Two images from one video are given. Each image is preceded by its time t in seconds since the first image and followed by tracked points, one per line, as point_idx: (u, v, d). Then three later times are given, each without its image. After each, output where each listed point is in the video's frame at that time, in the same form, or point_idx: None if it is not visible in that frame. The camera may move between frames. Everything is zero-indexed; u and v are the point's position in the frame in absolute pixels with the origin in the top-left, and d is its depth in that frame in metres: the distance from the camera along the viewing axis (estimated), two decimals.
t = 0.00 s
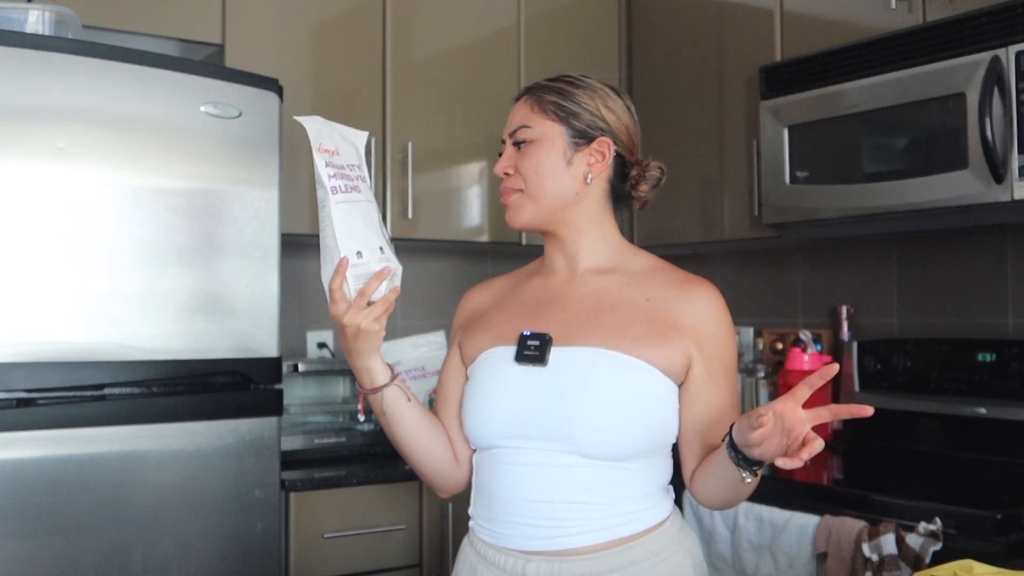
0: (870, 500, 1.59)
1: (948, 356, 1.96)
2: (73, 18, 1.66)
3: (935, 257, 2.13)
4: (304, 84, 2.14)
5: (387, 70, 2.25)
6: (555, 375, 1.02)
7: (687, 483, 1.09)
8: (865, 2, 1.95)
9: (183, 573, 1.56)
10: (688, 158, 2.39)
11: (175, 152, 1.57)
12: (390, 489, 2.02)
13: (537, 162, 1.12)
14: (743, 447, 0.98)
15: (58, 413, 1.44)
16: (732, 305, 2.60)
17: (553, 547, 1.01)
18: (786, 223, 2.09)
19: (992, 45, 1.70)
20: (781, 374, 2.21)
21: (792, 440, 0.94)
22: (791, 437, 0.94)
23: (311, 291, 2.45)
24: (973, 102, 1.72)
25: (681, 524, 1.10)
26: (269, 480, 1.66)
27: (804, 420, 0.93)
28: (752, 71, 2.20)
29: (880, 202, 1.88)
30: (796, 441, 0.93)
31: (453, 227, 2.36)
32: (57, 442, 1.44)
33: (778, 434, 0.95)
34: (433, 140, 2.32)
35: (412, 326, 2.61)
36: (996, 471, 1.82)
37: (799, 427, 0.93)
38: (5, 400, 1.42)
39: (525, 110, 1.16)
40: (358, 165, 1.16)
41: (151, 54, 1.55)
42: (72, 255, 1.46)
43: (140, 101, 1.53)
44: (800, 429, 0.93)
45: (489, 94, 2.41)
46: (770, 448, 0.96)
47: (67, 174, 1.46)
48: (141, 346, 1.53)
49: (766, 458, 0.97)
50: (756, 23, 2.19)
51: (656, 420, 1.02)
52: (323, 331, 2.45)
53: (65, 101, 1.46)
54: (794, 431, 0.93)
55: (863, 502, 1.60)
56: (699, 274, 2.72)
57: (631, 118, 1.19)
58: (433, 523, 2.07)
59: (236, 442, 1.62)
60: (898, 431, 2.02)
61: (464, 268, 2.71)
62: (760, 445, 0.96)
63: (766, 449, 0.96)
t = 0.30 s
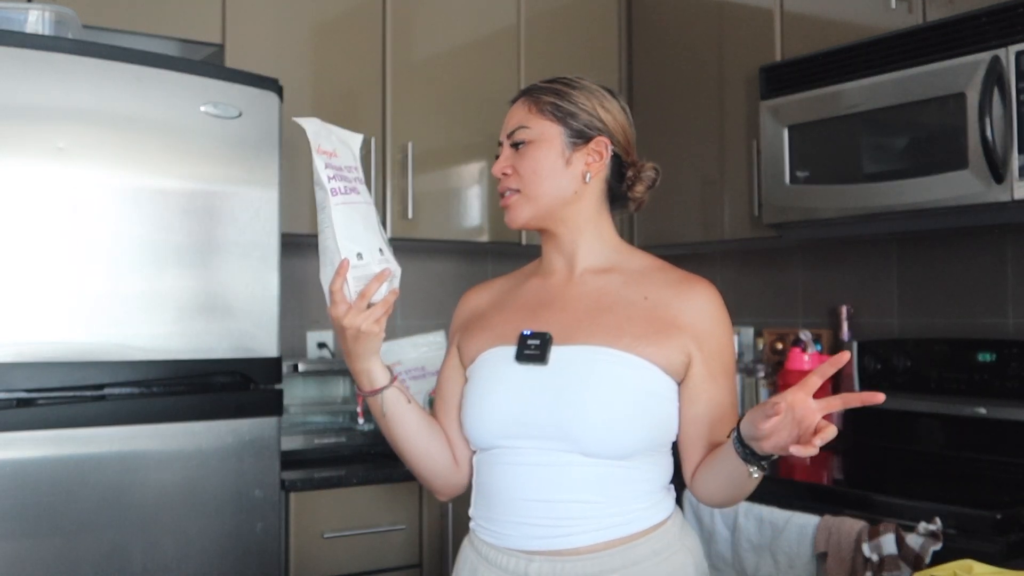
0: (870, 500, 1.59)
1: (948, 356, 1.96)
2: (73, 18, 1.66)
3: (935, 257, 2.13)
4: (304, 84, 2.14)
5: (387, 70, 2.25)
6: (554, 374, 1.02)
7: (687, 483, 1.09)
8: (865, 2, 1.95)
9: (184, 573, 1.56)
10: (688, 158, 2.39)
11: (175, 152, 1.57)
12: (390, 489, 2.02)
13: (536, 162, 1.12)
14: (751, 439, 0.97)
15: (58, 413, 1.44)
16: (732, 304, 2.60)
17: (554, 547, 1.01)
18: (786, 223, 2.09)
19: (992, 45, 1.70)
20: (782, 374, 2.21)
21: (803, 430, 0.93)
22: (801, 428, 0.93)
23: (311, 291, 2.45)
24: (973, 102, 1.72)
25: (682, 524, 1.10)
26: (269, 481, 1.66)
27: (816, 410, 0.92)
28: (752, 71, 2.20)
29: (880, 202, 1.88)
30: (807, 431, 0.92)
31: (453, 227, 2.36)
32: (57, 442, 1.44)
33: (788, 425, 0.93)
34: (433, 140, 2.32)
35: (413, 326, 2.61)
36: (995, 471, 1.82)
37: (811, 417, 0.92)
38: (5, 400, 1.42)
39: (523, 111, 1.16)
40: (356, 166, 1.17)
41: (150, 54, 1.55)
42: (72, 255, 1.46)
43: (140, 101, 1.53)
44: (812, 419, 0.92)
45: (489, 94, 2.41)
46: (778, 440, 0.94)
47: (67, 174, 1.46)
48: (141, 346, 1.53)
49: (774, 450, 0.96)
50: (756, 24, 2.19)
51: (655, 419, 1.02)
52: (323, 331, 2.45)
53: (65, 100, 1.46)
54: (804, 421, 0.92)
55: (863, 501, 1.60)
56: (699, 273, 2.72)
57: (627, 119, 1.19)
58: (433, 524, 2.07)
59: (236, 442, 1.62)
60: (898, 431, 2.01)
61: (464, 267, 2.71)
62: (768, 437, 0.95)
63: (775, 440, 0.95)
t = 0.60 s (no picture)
0: (870, 500, 1.59)
1: (948, 356, 1.96)
2: (73, 18, 1.66)
3: (934, 257, 2.13)
4: (304, 84, 2.14)
5: (387, 71, 2.25)
6: (551, 375, 1.02)
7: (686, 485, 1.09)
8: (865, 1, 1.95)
9: (183, 573, 1.56)
10: (688, 159, 2.39)
11: (175, 153, 1.57)
12: (390, 489, 2.02)
13: (546, 161, 1.11)
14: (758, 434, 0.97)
15: (58, 413, 1.44)
16: (732, 304, 2.60)
17: (552, 549, 1.01)
18: (786, 223, 2.09)
19: (992, 45, 1.70)
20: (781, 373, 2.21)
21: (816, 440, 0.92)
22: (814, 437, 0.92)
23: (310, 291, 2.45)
24: (973, 102, 1.72)
25: (681, 525, 1.10)
26: (269, 481, 1.66)
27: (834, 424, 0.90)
28: (753, 71, 2.20)
29: (880, 202, 1.88)
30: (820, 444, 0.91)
31: (453, 227, 2.36)
32: (57, 443, 1.44)
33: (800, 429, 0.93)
34: (433, 140, 2.32)
35: (413, 326, 2.61)
36: (995, 471, 1.82)
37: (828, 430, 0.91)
38: (5, 400, 1.42)
39: (530, 107, 1.14)
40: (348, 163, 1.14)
41: (150, 54, 1.55)
42: (72, 255, 1.47)
43: (140, 101, 1.53)
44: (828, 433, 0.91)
45: (489, 94, 2.41)
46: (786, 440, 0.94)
47: (66, 174, 1.46)
48: (141, 346, 1.53)
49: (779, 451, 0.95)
50: (756, 24, 2.19)
51: (652, 419, 1.02)
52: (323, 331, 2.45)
53: (65, 101, 1.46)
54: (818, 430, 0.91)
55: (863, 501, 1.61)
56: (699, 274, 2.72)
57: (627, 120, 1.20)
58: (432, 524, 2.07)
59: (236, 442, 1.62)
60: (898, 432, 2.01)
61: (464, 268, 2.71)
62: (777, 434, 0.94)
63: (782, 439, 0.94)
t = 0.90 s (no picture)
0: (870, 501, 1.59)
1: (948, 356, 1.96)
2: (73, 18, 1.66)
3: (934, 257, 2.13)
4: (303, 84, 2.14)
5: (387, 70, 2.25)
6: (549, 375, 1.02)
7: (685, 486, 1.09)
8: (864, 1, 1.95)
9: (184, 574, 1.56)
10: (688, 158, 2.39)
11: (175, 153, 1.57)
12: (390, 489, 2.02)
13: (592, 173, 1.10)
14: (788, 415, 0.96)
15: (58, 414, 1.44)
16: (732, 304, 2.60)
17: (552, 549, 1.01)
18: (787, 223, 2.09)
19: (992, 45, 1.70)
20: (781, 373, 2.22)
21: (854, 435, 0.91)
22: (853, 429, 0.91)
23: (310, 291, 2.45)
24: (973, 102, 1.72)
25: (681, 526, 1.10)
26: (269, 481, 1.66)
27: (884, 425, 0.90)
28: (753, 71, 2.21)
29: (880, 202, 1.88)
30: (858, 439, 0.90)
31: (453, 228, 2.36)
32: (57, 442, 1.44)
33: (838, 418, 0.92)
34: (433, 140, 2.32)
35: (413, 325, 2.61)
36: (995, 470, 1.82)
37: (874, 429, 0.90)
38: (6, 400, 1.42)
39: (575, 110, 1.12)
40: (319, 157, 1.12)
41: (150, 54, 1.55)
42: (72, 255, 1.47)
43: (140, 101, 1.53)
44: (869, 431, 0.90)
45: (489, 94, 2.41)
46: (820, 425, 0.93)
47: (67, 174, 1.46)
48: (142, 346, 1.53)
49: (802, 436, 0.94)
50: (756, 24, 2.19)
51: (651, 419, 1.02)
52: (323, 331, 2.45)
53: (66, 101, 1.46)
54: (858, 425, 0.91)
55: (863, 501, 1.61)
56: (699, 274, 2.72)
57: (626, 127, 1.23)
58: (433, 524, 2.07)
59: (236, 442, 1.62)
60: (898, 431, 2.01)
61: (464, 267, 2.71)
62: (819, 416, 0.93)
63: (814, 422, 0.94)
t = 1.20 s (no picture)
0: (870, 501, 1.59)
1: (948, 356, 1.96)
2: (73, 18, 1.66)
3: (934, 257, 2.13)
4: (304, 84, 2.14)
5: (387, 70, 2.25)
6: (550, 374, 1.02)
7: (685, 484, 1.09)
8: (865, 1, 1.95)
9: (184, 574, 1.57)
10: (688, 158, 2.39)
11: (175, 152, 1.57)
12: (390, 489, 2.02)
13: (595, 168, 1.11)
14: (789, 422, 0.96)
15: (58, 414, 1.44)
16: (732, 304, 2.60)
17: (553, 550, 1.01)
18: (787, 223, 2.09)
19: (992, 45, 1.70)
20: (781, 373, 2.22)
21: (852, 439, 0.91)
22: (850, 435, 0.91)
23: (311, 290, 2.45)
24: (973, 102, 1.72)
25: (681, 526, 1.10)
26: (269, 481, 1.66)
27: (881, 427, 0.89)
28: (753, 71, 2.21)
29: (880, 202, 1.88)
30: (855, 446, 0.90)
31: (453, 228, 2.36)
32: (57, 442, 1.44)
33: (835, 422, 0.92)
34: (434, 140, 2.32)
35: (412, 325, 2.61)
36: (995, 471, 1.82)
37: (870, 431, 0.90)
38: (6, 400, 1.42)
39: (579, 105, 1.12)
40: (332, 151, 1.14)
41: (150, 54, 1.55)
42: (72, 255, 1.47)
43: (140, 101, 1.53)
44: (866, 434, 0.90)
45: (489, 94, 2.41)
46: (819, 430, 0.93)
47: (67, 174, 1.46)
48: (141, 346, 1.53)
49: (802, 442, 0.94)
50: (756, 24, 2.19)
51: (652, 418, 1.02)
52: (323, 331, 2.45)
53: (66, 101, 1.46)
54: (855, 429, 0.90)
55: (863, 502, 1.61)
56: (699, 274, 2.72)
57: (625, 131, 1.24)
58: (433, 524, 2.07)
59: (236, 442, 1.62)
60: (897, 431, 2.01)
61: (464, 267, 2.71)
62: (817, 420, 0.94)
63: (812, 428, 0.94)
